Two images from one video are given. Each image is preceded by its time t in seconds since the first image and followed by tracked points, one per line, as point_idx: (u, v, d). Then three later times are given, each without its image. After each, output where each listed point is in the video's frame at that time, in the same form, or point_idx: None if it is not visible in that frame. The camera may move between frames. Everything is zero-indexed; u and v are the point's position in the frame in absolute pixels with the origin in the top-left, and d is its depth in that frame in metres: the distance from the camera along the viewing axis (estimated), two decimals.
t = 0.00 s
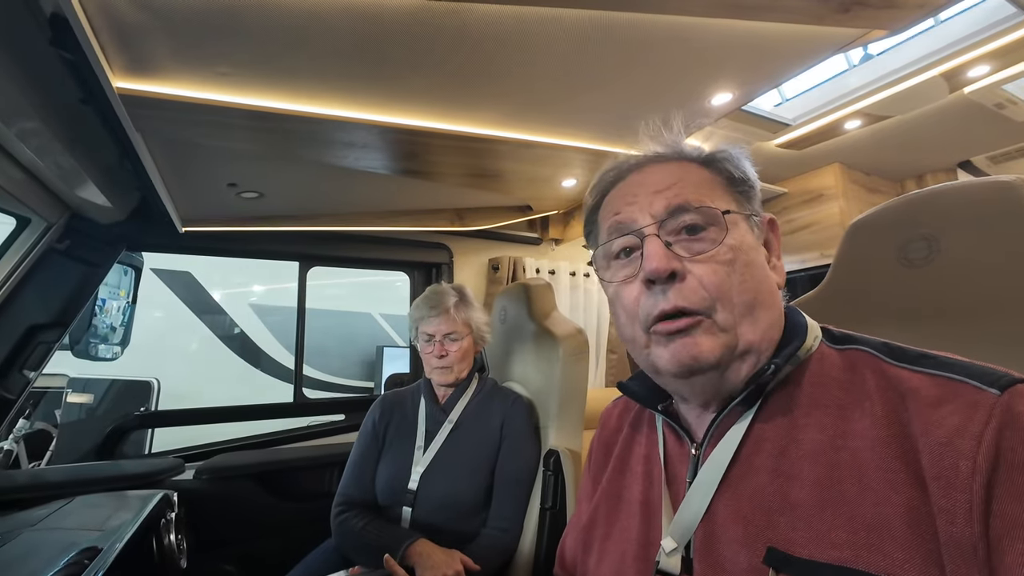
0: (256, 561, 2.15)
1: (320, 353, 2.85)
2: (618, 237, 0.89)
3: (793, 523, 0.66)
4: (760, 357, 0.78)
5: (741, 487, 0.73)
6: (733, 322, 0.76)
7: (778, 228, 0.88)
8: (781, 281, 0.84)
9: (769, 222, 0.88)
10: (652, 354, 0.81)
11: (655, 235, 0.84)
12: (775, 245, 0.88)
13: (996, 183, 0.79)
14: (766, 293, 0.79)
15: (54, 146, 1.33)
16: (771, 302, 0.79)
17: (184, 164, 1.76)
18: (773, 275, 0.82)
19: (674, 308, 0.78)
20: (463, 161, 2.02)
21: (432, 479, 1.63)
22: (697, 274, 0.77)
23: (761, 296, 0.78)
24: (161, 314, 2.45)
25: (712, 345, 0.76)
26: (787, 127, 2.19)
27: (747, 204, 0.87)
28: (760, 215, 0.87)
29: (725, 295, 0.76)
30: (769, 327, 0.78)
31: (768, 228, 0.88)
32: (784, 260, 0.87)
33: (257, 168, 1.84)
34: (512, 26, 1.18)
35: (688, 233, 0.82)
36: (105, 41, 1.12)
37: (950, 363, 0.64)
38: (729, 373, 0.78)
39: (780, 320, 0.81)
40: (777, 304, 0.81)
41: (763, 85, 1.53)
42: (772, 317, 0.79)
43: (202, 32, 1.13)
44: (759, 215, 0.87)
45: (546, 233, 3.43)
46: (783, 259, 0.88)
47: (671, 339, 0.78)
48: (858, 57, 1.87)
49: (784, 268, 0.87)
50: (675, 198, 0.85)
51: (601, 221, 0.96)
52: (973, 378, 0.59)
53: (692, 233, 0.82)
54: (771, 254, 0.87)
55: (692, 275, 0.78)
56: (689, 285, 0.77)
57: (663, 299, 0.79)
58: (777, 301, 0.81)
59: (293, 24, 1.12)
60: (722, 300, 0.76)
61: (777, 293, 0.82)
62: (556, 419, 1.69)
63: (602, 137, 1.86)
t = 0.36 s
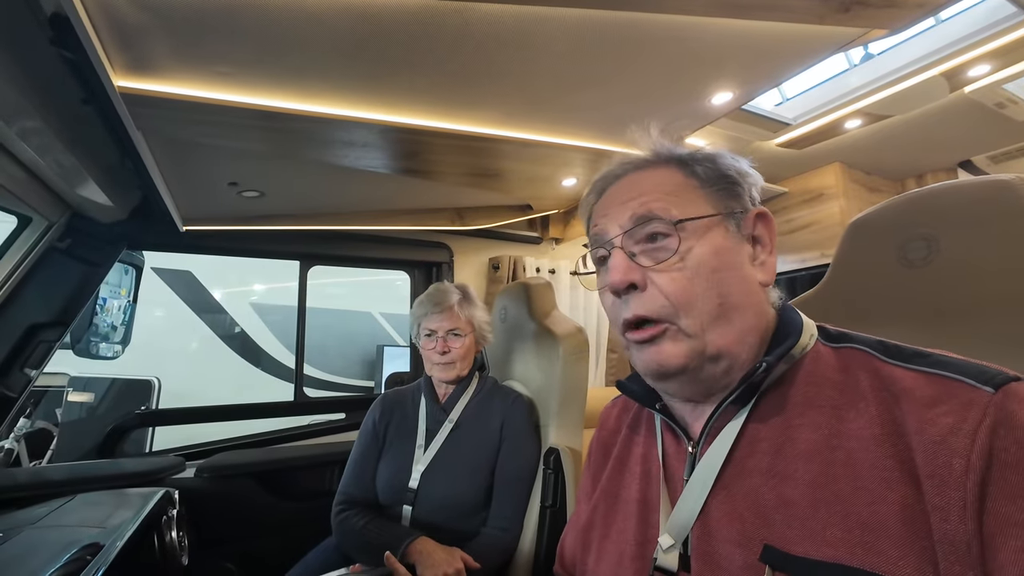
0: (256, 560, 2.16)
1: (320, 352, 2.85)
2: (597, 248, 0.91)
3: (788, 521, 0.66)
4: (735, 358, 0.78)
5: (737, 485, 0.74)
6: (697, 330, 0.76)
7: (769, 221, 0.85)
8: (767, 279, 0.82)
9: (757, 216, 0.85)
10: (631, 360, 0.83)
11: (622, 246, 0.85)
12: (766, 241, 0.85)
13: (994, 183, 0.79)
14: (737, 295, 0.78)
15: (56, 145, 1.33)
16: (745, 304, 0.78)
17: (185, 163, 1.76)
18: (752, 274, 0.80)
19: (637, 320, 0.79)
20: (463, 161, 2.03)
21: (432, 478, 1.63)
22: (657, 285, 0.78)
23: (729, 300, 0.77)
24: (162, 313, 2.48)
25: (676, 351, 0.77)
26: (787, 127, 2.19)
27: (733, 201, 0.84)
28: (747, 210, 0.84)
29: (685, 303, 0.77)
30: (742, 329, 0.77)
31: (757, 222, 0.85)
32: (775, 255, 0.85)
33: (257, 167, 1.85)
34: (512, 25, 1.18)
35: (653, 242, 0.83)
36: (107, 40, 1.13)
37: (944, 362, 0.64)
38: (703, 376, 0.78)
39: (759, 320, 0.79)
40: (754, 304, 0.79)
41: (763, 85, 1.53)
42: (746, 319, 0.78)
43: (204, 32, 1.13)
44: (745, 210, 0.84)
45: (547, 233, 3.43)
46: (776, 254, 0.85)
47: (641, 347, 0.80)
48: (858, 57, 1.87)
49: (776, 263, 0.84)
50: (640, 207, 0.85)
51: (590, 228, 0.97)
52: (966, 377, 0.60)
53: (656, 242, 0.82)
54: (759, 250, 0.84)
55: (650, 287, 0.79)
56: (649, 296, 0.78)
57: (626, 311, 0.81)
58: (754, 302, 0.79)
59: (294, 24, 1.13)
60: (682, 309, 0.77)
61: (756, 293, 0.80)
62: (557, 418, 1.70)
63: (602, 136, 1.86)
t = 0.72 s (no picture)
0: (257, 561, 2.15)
1: (321, 353, 2.85)
2: (611, 247, 0.89)
3: (797, 531, 0.66)
4: (753, 364, 0.78)
5: (744, 494, 0.73)
6: (722, 331, 0.76)
7: (778, 231, 0.86)
8: (779, 287, 0.83)
9: (767, 226, 0.86)
10: (645, 362, 0.81)
11: (645, 245, 0.83)
12: (775, 250, 0.86)
13: (1004, 187, 0.78)
14: (758, 301, 0.78)
15: (55, 146, 1.32)
16: (764, 310, 0.78)
17: (186, 164, 1.75)
18: (768, 281, 0.81)
19: (662, 318, 0.77)
20: (465, 162, 2.02)
21: (434, 481, 1.62)
22: (684, 285, 0.77)
23: (752, 304, 0.77)
24: (162, 313, 2.49)
25: (700, 352, 0.75)
26: (790, 127, 2.18)
27: (744, 210, 0.85)
28: (758, 219, 0.85)
29: (712, 303, 0.76)
30: (762, 334, 0.78)
31: (766, 232, 0.86)
32: (783, 264, 0.86)
33: (258, 168, 1.84)
34: (515, 26, 1.17)
35: (677, 242, 0.82)
36: (107, 42, 1.12)
37: (953, 370, 0.63)
38: (722, 380, 0.77)
39: (775, 327, 0.80)
40: (772, 311, 0.80)
41: (767, 86, 1.52)
42: (765, 324, 0.78)
43: (203, 33, 1.12)
44: (757, 219, 0.85)
45: (548, 233, 3.42)
46: (784, 263, 0.86)
47: (661, 347, 0.78)
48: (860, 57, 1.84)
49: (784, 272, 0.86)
50: (664, 208, 0.84)
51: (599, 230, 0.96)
52: (976, 386, 0.59)
53: (681, 243, 0.81)
54: (769, 258, 0.85)
55: (678, 286, 0.78)
56: (676, 295, 0.77)
57: (651, 309, 0.79)
58: (771, 309, 0.80)
59: (294, 24, 1.12)
60: (710, 308, 0.76)
61: (772, 300, 0.81)
62: (559, 420, 1.69)
63: (605, 137, 1.85)
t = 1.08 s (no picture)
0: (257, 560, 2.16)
1: (321, 351, 2.85)
2: (613, 250, 0.89)
3: (794, 530, 0.66)
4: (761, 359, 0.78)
5: (741, 494, 0.73)
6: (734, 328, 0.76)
7: (770, 230, 0.88)
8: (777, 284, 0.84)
9: (762, 224, 0.87)
10: (653, 362, 0.81)
11: (651, 247, 0.83)
12: (769, 248, 0.88)
13: (1001, 185, 0.78)
14: (765, 297, 0.78)
15: (55, 144, 1.32)
16: (770, 306, 0.79)
17: (186, 162, 1.75)
18: (769, 278, 0.82)
19: (674, 320, 0.77)
20: (465, 160, 2.02)
21: (433, 480, 1.63)
22: (695, 284, 0.77)
23: (761, 300, 0.78)
24: (162, 311, 2.54)
25: (712, 350, 0.75)
26: (790, 126, 2.18)
27: (737, 208, 0.86)
28: (750, 217, 0.86)
29: (723, 301, 0.76)
30: (770, 329, 0.78)
31: (760, 230, 0.87)
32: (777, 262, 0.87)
33: (258, 167, 1.84)
34: (515, 24, 1.18)
35: (683, 243, 0.82)
36: (106, 40, 1.12)
37: (948, 368, 0.63)
38: (732, 377, 0.77)
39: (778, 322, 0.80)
40: (775, 307, 0.80)
41: (766, 85, 1.52)
42: (773, 320, 0.78)
43: (205, 32, 1.13)
44: (750, 218, 0.86)
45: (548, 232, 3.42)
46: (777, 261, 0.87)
47: (672, 347, 0.78)
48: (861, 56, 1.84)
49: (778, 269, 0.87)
50: (668, 207, 0.84)
51: (593, 233, 0.95)
52: (971, 384, 0.59)
53: (687, 243, 0.82)
54: (764, 256, 0.87)
55: (691, 285, 0.77)
56: (688, 295, 0.77)
57: (662, 311, 0.79)
58: (776, 305, 0.81)
59: (295, 23, 1.12)
60: (721, 307, 0.76)
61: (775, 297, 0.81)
62: (558, 418, 1.69)
63: (605, 136, 1.85)
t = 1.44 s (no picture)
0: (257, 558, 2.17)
1: (321, 350, 2.85)
2: (608, 249, 0.89)
3: (790, 527, 0.66)
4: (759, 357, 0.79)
5: (738, 491, 0.74)
6: (730, 327, 0.76)
7: (767, 226, 0.88)
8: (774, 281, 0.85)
9: (758, 221, 0.88)
10: (650, 361, 0.82)
11: (645, 246, 0.83)
12: (765, 244, 0.88)
13: (997, 184, 0.78)
14: (761, 295, 0.79)
15: (55, 144, 1.33)
16: (768, 304, 0.79)
17: (185, 161, 1.75)
18: (765, 275, 0.83)
19: (669, 319, 0.78)
20: (464, 159, 2.02)
21: (432, 478, 1.63)
22: (690, 284, 0.78)
23: (758, 298, 0.78)
24: (162, 310, 2.53)
25: (710, 349, 0.76)
26: (789, 125, 2.18)
27: (733, 205, 0.87)
28: (747, 214, 0.87)
29: (718, 300, 0.77)
30: (767, 327, 0.79)
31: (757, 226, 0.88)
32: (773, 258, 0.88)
33: (257, 166, 1.84)
34: (514, 24, 1.18)
35: (678, 242, 0.82)
36: (105, 39, 1.12)
37: (944, 366, 0.64)
38: (730, 375, 0.78)
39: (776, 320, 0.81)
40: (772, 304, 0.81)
41: (765, 83, 1.52)
42: (770, 318, 0.79)
43: (205, 31, 1.13)
44: (747, 214, 0.86)
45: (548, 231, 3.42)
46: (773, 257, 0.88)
47: (668, 346, 0.79)
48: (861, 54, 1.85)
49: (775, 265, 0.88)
50: (662, 207, 0.84)
51: (589, 231, 0.96)
52: (966, 381, 0.59)
53: (681, 242, 0.82)
54: (761, 253, 0.87)
55: (686, 285, 0.78)
56: (683, 295, 0.78)
57: (657, 311, 0.80)
58: (772, 302, 0.81)
59: (295, 21, 1.12)
60: (716, 306, 0.77)
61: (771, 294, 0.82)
62: (557, 417, 1.70)
63: (604, 135, 1.86)
